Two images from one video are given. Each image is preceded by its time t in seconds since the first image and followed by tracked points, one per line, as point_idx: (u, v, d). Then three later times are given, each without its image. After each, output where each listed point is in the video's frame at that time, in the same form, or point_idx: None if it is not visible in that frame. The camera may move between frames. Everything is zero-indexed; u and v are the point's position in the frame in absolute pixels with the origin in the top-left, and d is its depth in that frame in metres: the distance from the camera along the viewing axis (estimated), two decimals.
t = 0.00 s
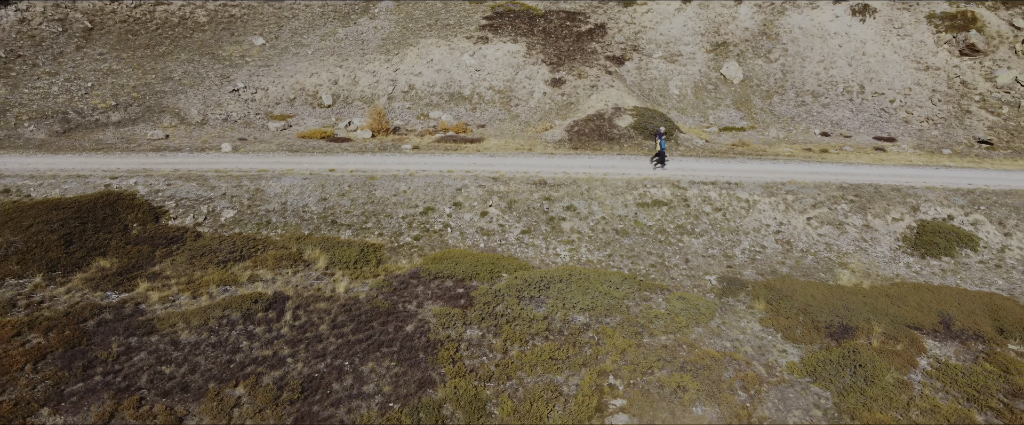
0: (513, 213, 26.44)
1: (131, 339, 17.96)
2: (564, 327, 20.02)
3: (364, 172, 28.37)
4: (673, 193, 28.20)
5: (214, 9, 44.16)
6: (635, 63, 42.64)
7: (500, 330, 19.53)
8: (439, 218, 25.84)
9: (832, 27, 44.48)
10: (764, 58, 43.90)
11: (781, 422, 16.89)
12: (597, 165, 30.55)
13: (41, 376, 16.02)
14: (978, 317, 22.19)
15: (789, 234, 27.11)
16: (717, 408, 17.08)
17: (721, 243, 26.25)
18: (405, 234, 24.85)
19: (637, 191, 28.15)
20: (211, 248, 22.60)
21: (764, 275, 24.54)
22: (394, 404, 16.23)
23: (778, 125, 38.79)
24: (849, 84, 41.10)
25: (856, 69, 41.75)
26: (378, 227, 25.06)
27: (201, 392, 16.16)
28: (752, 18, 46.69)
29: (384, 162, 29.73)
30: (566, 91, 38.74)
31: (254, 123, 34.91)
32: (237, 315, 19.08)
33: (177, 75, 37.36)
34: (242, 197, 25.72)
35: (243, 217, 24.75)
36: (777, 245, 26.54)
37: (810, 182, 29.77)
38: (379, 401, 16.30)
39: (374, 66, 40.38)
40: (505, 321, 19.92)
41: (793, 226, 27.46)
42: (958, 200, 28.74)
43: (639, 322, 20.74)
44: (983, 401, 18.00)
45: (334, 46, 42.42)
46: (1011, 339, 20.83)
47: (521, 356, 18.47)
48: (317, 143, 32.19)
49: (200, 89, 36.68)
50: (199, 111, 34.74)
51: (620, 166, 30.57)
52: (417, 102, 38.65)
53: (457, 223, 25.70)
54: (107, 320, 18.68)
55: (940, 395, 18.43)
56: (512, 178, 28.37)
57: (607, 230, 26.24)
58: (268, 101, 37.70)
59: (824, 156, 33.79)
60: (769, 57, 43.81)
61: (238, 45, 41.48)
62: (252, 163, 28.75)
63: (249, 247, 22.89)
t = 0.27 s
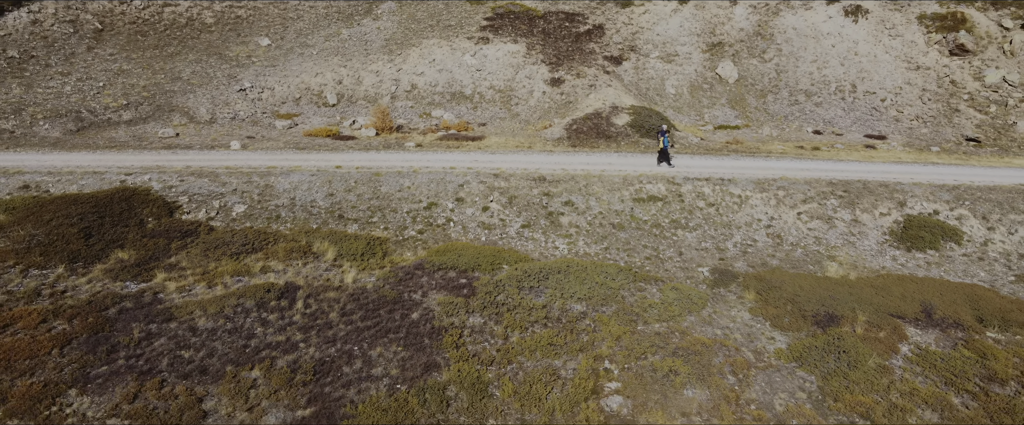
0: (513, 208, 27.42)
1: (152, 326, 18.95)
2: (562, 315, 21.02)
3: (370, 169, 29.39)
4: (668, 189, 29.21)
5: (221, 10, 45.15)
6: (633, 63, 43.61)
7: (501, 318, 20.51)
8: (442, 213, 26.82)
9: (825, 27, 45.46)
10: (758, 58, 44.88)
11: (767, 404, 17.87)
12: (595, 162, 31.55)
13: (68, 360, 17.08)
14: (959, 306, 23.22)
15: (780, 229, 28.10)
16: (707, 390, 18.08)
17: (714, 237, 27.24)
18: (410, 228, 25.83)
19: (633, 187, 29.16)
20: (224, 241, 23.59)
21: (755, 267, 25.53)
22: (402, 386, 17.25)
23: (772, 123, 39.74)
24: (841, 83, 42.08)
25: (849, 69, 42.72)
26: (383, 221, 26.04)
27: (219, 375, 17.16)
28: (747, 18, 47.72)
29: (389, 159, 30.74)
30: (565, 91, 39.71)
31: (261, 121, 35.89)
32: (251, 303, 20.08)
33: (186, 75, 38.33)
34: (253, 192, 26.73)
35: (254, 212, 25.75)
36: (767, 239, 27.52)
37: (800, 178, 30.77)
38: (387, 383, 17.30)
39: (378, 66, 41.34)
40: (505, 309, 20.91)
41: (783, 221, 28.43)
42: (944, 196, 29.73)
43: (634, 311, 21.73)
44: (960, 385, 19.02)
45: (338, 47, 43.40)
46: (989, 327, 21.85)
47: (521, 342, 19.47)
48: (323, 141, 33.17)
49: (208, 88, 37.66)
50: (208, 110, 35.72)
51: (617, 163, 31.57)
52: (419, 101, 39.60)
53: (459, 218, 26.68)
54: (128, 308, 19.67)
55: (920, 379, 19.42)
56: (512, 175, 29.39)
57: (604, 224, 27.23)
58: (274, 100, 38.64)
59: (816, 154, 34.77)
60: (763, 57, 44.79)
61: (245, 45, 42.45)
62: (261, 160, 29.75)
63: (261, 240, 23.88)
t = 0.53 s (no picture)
0: (513, 204, 28.29)
1: (167, 315, 19.82)
2: (560, 305, 21.90)
3: (374, 166, 30.27)
4: (663, 186, 30.12)
5: (226, 11, 46.03)
6: (630, 63, 44.49)
7: (502, 308, 21.39)
8: (444, 209, 27.69)
9: (819, 28, 46.35)
10: (753, 58, 45.76)
11: (755, 389, 18.74)
12: (593, 159, 32.44)
13: (88, 347, 17.97)
14: (942, 298, 24.13)
15: (772, 224, 28.97)
16: (698, 377, 18.95)
17: (708, 232, 28.11)
18: (413, 223, 26.70)
19: (629, 184, 30.07)
20: (234, 235, 24.47)
21: (747, 261, 26.41)
22: (407, 371, 18.12)
23: (766, 122, 40.60)
24: (834, 83, 42.95)
25: (842, 69, 43.62)
26: (387, 217, 26.91)
27: (233, 361, 18.04)
28: (743, 19, 48.63)
29: (392, 157, 31.63)
30: (564, 90, 40.56)
31: (267, 120, 36.76)
32: (261, 294, 20.96)
33: (193, 75, 39.18)
34: (261, 189, 27.61)
35: (262, 207, 26.62)
36: (760, 234, 28.40)
37: (792, 175, 31.66)
38: (393, 368, 18.19)
39: (380, 66, 42.19)
40: (506, 300, 21.80)
41: (775, 216, 29.31)
42: (931, 192, 30.63)
43: (629, 302, 22.62)
44: (940, 372, 19.91)
45: (342, 47, 44.26)
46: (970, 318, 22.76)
47: (520, 331, 20.35)
48: (328, 140, 34.04)
49: (215, 88, 38.51)
50: (215, 109, 36.58)
51: (614, 160, 32.46)
52: (421, 101, 40.45)
53: (461, 213, 27.55)
54: (144, 298, 20.55)
55: (903, 366, 20.30)
56: (512, 172, 30.29)
57: (601, 219, 28.11)
58: (279, 100, 39.47)
59: (808, 151, 35.64)
60: (758, 57, 45.68)
61: (250, 46, 43.30)
62: (268, 158, 30.64)
63: (269, 235, 24.75)
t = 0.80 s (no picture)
0: (513, 200, 29.34)
1: (184, 303, 20.87)
2: (558, 295, 22.98)
3: (378, 163, 31.36)
4: (657, 183, 31.21)
5: (232, 13, 47.09)
6: (627, 63, 45.53)
7: (502, 297, 22.46)
8: (447, 204, 28.73)
9: (812, 29, 47.41)
10: (748, 58, 46.81)
11: (742, 373, 19.78)
12: (590, 156, 33.51)
13: (111, 333, 19.04)
14: (924, 289, 25.21)
15: (763, 219, 30.02)
16: (688, 362, 20.01)
17: (701, 226, 29.15)
18: (417, 218, 27.75)
19: (625, 181, 31.15)
20: (245, 229, 25.53)
21: (737, 254, 27.47)
22: (413, 356, 19.17)
23: (760, 120, 41.63)
24: (827, 82, 43.99)
25: (834, 69, 44.68)
26: (392, 211, 27.95)
27: (248, 346, 19.09)
28: (737, 21, 49.71)
29: (396, 154, 32.68)
30: (562, 90, 41.59)
31: (273, 119, 37.82)
32: (273, 285, 22.03)
33: (201, 75, 40.20)
34: (270, 185, 28.67)
35: (271, 203, 27.68)
36: (751, 228, 29.44)
37: (783, 172, 32.73)
38: (400, 353, 19.25)
39: (383, 67, 43.22)
40: (506, 290, 22.86)
41: (766, 211, 30.35)
42: (917, 188, 31.70)
43: (624, 292, 23.68)
44: (919, 357, 20.98)
45: (345, 48, 45.29)
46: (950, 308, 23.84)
47: (520, 318, 21.40)
48: (333, 138, 35.08)
49: (223, 88, 39.54)
50: (222, 109, 37.61)
51: (611, 157, 33.52)
52: (423, 100, 41.46)
53: (462, 208, 28.60)
54: (161, 288, 21.60)
55: (883, 352, 21.37)
56: (512, 169, 31.37)
57: (598, 214, 29.16)
58: (285, 99, 40.44)
59: (800, 149, 36.68)
60: (752, 58, 46.75)
61: (256, 46, 44.34)
62: (276, 155, 31.72)
63: (279, 229, 25.81)
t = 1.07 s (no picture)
0: (512, 196, 30.29)
1: (198, 294, 21.79)
2: (556, 287, 23.93)
3: (383, 161, 32.33)
4: (653, 179, 32.20)
5: (237, 14, 48.05)
6: (625, 63, 46.46)
7: (503, 288, 23.41)
8: (449, 200, 29.68)
9: (806, 29, 48.35)
10: (743, 58, 47.77)
11: (731, 360, 20.71)
12: (588, 154, 34.47)
13: (129, 321, 19.96)
14: (909, 281, 26.19)
15: (755, 214, 30.97)
16: (680, 349, 20.95)
17: (695, 221, 30.11)
18: (420, 213, 28.69)
19: (621, 178, 32.13)
20: (255, 223, 26.46)
21: (730, 248, 28.41)
22: (417, 343, 20.11)
23: (754, 119, 42.58)
24: (820, 82, 44.96)
25: (827, 69, 45.63)
26: (396, 207, 28.89)
27: (260, 334, 20.01)
28: (733, 21, 50.63)
29: (399, 152, 33.64)
30: (561, 89, 42.52)
31: (279, 118, 38.77)
32: (283, 276, 22.98)
33: (208, 75, 41.13)
34: (277, 182, 29.62)
35: (279, 198, 28.62)
36: (743, 223, 30.40)
37: (775, 169, 33.70)
38: (405, 340, 20.18)
39: (386, 66, 44.13)
40: (506, 282, 23.81)
41: (758, 207, 31.30)
42: (905, 185, 32.66)
43: (619, 284, 24.62)
44: (902, 345, 21.92)
45: (349, 48, 46.22)
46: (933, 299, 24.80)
47: (520, 308, 22.35)
48: (337, 136, 36.03)
49: (229, 87, 40.46)
50: (229, 108, 38.55)
51: (608, 155, 34.48)
52: (425, 99, 42.37)
53: (464, 204, 29.54)
54: (175, 279, 22.52)
55: (868, 341, 22.31)
56: (511, 166, 32.35)
57: (595, 209, 30.11)
58: (289, 98, 41.31)
59: (793, 147, 37.63)
60: (747, 58, 47.69)
61: (261, 47, 45.28)
62: (283, 153, 32.68)
63: (288, 223, 26.77)
